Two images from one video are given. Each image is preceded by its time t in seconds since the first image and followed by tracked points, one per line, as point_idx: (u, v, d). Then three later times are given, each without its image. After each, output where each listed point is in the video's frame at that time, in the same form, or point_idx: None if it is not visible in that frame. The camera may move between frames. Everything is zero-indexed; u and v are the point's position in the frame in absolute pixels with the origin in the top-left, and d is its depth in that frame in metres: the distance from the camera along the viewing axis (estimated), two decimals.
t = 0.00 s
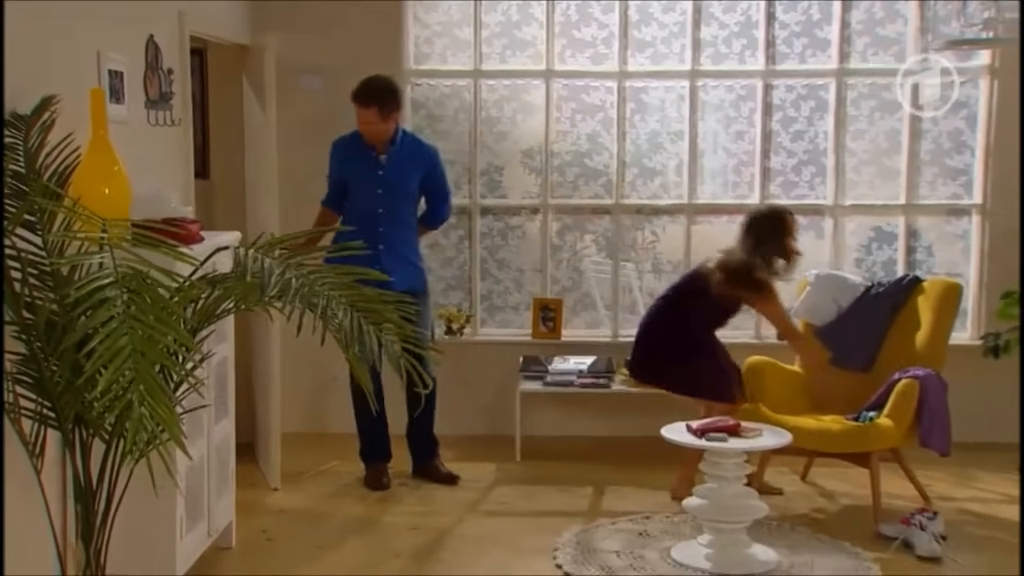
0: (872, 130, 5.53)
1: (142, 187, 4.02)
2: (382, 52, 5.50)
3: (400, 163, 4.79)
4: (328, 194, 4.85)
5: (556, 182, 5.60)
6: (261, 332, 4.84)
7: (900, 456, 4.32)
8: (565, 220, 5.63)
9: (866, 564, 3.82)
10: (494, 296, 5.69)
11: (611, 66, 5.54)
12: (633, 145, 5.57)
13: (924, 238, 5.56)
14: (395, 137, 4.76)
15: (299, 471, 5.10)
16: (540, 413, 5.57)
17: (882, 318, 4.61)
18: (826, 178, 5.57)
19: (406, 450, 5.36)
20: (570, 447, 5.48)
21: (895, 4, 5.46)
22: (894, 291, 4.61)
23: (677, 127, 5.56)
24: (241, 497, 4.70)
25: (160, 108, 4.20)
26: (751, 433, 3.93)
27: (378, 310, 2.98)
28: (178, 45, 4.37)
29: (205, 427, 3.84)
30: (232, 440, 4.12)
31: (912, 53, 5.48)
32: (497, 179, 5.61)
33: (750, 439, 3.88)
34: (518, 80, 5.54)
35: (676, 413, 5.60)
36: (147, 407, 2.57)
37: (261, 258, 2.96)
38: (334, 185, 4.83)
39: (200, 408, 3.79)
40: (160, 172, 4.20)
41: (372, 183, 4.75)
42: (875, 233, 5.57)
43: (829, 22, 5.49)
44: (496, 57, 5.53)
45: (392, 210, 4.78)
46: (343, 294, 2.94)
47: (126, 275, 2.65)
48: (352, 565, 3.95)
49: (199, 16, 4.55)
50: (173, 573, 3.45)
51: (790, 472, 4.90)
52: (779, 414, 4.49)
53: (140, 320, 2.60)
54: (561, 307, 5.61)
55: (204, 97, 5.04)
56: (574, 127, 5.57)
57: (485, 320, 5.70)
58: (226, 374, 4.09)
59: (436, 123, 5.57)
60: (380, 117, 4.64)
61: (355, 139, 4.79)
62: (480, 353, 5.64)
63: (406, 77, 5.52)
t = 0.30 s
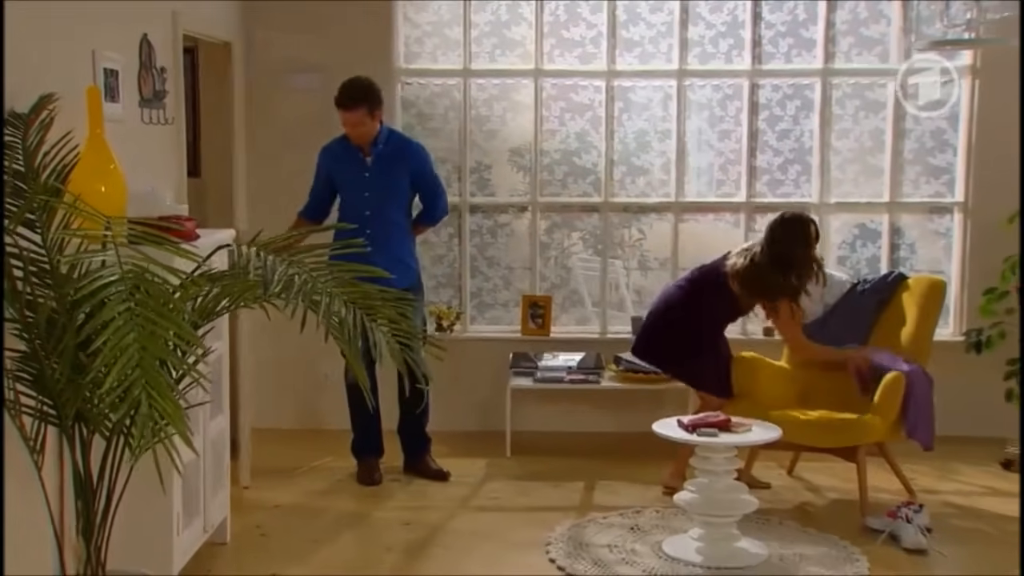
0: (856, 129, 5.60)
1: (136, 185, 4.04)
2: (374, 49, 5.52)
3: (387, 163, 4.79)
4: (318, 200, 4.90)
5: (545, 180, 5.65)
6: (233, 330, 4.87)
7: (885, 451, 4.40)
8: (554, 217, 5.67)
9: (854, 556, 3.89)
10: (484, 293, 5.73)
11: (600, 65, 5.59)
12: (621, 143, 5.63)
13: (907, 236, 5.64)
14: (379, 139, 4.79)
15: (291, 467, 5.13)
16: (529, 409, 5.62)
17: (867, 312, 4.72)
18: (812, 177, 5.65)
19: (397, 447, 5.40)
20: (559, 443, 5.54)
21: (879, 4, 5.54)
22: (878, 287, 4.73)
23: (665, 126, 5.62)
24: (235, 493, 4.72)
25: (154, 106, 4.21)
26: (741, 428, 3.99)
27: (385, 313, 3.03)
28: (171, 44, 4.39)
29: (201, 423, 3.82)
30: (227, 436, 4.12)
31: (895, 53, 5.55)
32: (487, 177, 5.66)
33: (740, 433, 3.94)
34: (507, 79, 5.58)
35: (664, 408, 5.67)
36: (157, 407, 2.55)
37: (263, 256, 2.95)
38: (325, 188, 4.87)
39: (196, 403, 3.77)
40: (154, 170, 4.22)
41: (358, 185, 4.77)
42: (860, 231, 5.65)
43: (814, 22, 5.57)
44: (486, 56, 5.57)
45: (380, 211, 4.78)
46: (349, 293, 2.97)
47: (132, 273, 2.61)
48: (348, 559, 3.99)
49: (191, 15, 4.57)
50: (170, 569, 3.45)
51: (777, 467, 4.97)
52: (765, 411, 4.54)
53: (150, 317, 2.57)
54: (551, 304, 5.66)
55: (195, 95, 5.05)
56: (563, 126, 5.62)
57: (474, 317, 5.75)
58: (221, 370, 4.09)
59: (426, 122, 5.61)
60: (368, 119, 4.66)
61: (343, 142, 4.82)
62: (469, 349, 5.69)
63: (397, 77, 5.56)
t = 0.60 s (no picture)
0: (844, 129, 5.66)
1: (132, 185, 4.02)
2: (365, 50, 5.53)
3: (387, 161, 4.84)
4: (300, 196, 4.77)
5: (536, 180, 5.69)
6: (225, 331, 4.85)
7: (875, 448, 4.46)
8: (546, 217, 5.70)
9: (847, 552, 3.95)
10: (476, 293, 5.76)
11: (590, 65, 5.63)
12: (611, 144, 5.67)
13: (893, 235, 5.71)
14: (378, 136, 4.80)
15: (285, 466, 5.14)
16: (521, 407, 5.66)
17: (857, 312, 4.74)
18: (800, 177, 5.70)
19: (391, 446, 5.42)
20: (551, 441, 5.58)
21: (866, 6, 5.60)
22: (867, 286, 4.75)
23: (655, 126, 5.66)
24: (230, 493, 4.72)
25: (148, 107, 4.20)
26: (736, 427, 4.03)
27: (388, 313, 3.05)
28: (164, 45, 4.39)
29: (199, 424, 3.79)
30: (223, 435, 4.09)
31: (882, 55, 5.61)
32: (478, 177, 5.68)
33: (735, 431, 3.98)
34: (498, 79, 5.61)
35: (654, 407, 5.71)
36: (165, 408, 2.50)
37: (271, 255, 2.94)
38: (311, 185, 4.80)
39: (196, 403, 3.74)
40: (149, 170, 4.21)
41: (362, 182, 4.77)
42: (847, 230, 5.71)
43: (802, 24, 5.62)
44: (477, 56, 5.60)
45: (384, 208, 4.80)
46: (354, 293, 2.98)
47: (143, 273, 2.55)
48: (347, 559, 4.00)
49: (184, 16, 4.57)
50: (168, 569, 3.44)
51: (767, 464, 5.02)
52: (758, 410, 4.58)
53: (156, 320, 2.51)
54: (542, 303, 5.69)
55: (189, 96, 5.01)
56: (554, 126, 5.65)
57: (466, 316, 5.78)
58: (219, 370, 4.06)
59: (418, 122, 5.63)
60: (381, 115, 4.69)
61: (340, 141, 4.80)
62: (461, 348, 5.72)
63: (388, 77, 5.58)
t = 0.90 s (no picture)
0: (836, 130, 5.69)
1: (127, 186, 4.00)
2: (359, 50, 5.53)
3: (378, 161, 4.82)
4: (289, 196, 4.72)
5: (529, 180, 5.69)
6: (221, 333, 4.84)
7: (868, 447, 4.48)
8: (539, 217, 5.71)
9: (842, 551, 3.96)
10: (469, 293, 5.76)
11: (583, 66, 5.64)
12: (604, 144, 5.67)
13: (884, 235, 5.74)
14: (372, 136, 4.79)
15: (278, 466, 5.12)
16: (514, 407, 5.66)
17: (850, 311, 4.77)
18: (792, 177, 5.73)
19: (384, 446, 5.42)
20: (545, 441, 5.58)
21: (857, 7, 5.63)
22: (861, 286, 4.79)
23: (647, 126, 5.67)
24: (224, 493, 4.71)
25: (143, 107, 4.18)
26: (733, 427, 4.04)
27: (396, 313, 3.01)
28: (157, 46, 4.37)
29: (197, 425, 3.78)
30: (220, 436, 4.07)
31: (874, 56, 5.64)
32: (471, 177, 5.68)
33: (732, 431, 3.99)
34: (491, 79, 5.62)
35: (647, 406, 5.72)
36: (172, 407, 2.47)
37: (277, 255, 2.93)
38: (298, 186, 4.73)
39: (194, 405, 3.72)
40: (145, 171, 4.19)
41: (354, 182, 4.74)
42: (839, 230, 5.74)
43: (794, 25, 5.64)
44: (470, 57, 5.61)
45: (378, 208, 4.80)
46: (358, 294, 2.97)
47: (150, 274, 2.53)
48: (343, 560, 3.99)
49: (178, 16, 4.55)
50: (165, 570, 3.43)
51: (761, 464, 5.04)
52: (751, 410, 4.60)
53: (163, 319, 2.47)
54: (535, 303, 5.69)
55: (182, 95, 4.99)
56: (547, 126, 5.66)
57: (459, 317, 5.77)
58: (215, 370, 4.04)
59: (411, 122, 5.63)
60: (373, 114, 4.67)
61: (331, 142, 4.75)
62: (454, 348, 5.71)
63: (381, 77, 5.58)
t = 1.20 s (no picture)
0: (830, 129, 5.71)
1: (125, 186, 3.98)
2: (354, 50, 5.51)
3: (372, 160, 4.81)
4: (280, 194, 4.70)
5: (525, 180, 5.68)
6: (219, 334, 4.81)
7: (863, 446, 4.49)
8: (534, 217, 5.70)
9: (841, 551, 3.97)
10: (464, 293, 5.76)
11: (578, 65, 5.64)
12: (599, 144, 5.67)
13: (878, 235, 5.76)
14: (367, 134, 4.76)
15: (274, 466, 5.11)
16: (510, 407, 5.65)
17: (846, 311, 4.79)
18: (786, 177, 5.74)
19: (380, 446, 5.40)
20: (541, 441, 5.58)
21: (851, 8, 5.65)
22: (857, 286, 4.80)
23: (642, 126, 5.67)
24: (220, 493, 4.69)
25: (140, 106, 4.16)
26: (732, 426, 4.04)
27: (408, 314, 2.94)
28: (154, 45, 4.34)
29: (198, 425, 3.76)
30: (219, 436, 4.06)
31: (868, 56, 5.66)
32: (467, 176, 5.67)
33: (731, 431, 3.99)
34: (486, 79, 5.61)
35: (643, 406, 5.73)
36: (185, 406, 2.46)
37: (286, 256, 2.91)
38: (291, 185, 4.71)
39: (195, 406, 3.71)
40: (142, 171, 4.16)
41: (349, 181, 4.72)
42: (833, 230, 5.75)
43: (788, 25, 5.66)
44: (465, 56, 5.60)
45: (373, 207, 4.78)
46: (366, 293, 2.93)
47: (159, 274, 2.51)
48: (342, 561, 3.98)
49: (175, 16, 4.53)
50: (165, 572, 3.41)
51: (757, 463, 5.05)
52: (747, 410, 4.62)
53: (173, 319, 2.45)
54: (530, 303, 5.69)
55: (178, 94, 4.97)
56: (542, 126, 5.66)
57: (455, 317, 5.77)
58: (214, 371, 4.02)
59: (407, 122, 5.62)
60: (368, 112, 4.65)
61: (324, 140, 4.73)
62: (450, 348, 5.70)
63: (377, 77, 5.57)
